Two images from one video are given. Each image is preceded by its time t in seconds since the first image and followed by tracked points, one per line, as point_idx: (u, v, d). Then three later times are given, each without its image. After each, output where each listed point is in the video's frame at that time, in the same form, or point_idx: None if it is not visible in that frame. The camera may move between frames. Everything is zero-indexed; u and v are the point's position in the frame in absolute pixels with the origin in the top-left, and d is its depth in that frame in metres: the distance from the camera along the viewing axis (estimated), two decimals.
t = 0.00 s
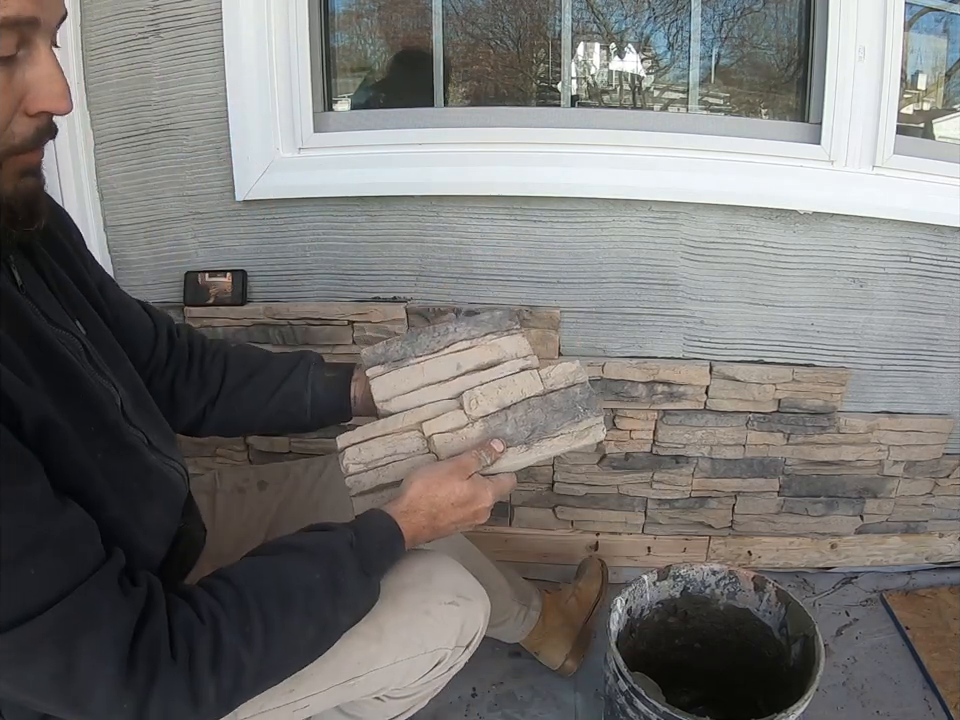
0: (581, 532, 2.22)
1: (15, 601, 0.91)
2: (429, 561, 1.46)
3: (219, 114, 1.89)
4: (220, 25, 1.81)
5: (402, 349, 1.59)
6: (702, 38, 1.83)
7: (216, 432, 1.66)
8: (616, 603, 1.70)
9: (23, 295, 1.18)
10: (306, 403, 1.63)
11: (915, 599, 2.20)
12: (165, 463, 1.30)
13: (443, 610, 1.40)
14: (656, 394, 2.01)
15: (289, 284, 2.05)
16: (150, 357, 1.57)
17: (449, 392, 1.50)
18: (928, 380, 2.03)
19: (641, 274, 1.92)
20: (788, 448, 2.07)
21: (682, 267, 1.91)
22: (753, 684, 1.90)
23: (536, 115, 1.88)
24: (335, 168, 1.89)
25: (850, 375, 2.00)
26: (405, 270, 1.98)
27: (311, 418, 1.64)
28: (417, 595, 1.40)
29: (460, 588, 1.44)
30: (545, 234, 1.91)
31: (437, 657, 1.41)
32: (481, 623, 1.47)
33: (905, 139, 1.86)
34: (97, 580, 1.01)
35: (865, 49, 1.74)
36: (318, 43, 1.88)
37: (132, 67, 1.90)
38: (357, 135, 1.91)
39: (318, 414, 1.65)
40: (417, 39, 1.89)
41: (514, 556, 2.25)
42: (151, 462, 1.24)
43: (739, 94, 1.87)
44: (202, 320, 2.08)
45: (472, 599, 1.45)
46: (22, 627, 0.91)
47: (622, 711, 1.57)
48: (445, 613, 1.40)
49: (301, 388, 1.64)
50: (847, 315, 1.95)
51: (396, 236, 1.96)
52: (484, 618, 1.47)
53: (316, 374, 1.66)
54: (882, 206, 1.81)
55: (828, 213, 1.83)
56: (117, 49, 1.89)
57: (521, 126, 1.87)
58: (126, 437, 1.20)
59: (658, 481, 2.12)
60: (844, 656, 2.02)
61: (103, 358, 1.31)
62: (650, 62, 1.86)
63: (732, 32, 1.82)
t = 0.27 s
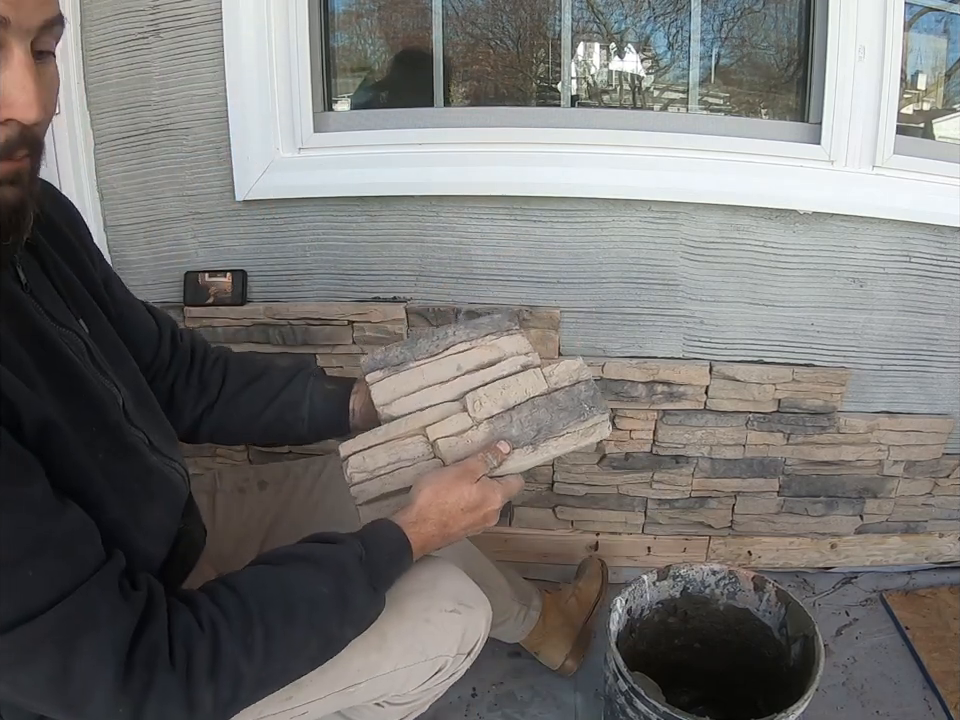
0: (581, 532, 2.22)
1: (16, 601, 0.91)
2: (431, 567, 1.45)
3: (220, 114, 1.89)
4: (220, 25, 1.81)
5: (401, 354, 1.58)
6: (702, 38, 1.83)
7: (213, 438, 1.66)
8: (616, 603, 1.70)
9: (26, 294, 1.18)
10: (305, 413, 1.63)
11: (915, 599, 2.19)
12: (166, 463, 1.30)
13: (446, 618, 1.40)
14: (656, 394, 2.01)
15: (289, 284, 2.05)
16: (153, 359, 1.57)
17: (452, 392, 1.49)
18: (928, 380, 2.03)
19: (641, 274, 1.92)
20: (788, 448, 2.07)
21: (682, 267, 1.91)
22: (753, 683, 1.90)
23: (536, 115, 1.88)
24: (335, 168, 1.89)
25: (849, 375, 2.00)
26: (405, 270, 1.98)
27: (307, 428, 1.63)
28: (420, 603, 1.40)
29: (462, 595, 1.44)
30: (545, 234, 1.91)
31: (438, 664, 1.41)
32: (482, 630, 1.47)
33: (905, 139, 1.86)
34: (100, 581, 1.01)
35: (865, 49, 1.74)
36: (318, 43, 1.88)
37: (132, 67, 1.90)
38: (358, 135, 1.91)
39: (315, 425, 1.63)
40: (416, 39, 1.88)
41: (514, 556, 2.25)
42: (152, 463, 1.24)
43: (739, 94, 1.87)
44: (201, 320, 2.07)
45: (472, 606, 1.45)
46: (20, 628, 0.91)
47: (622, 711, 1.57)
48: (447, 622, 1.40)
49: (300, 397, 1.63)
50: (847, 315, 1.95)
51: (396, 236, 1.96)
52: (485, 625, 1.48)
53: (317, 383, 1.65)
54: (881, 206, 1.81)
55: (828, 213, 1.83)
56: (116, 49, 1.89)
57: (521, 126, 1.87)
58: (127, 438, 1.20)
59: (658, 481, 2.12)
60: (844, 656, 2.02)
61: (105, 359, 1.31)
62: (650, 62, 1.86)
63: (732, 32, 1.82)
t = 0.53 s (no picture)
0: (581, 532, 2.22)
1: (40, 603, 0.88)
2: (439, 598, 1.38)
3: (220, 114, 1.89)
4: (220, 25, 1.81)
5: (401, 386, 1.66)
6: (702, 38, 1.83)
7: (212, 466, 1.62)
8: (616, 603, 1.70)
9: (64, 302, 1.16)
10: (312, 449, 1.60)
11: (915, 599, 2.19)
12: (184, 477, 1.30)
13: (449, 649, 1.31)
14: (656, 394, 2.01)
15: (289, 284, 2.05)
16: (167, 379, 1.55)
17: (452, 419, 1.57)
18: (928, 380, 2.03)
19: (641, 274, 1.92)
20: (788, 448, 2.07)
21: (682, 267, 1.91)
22: (753, 683, 1.89)
23: (536, 115, 1.88)
24: (335, 168, 1.89)
25: (849, 375, 2.00)
26: (405, 270, 1.98)
27: (312, 464, 1.60)
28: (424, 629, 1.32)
29: (469, 626, 1.36)
30: (545, 234, 1.91)
31: (440, 699, 1.31)
32: (490, 665, 1.38)
33: (905, 139, 1.86)
34: (124, 592, 0.97)
35: (865, 49, 1.74)
36: (318, 43, 1.88)
37: (132, 67, 1.90)
38: (358, 135, 1.91)
39: (320, 462, 1.61)
40: (416, 39, 1.88)
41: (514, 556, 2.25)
42: (172, 478, 1.24)
43: (739, 94, 1.87)
44: (202, 321, 2.06)
45: (477, 638, 1.36)
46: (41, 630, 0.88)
47: (622, 711, 1.58)
48: (451, 653, 1.32)
49: (309, 432, 1.61)
50: (847, 315, 1.95)
51: (396, 236, 1.96)
52: (492, 659, 1.38)
53: (326, 421, 1.64)
54: (880, 206, 1.81)
55: (828, 213, 1.83)
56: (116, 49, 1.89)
57: (520, 126, 1.87)
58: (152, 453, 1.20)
59: (658, 481, 2.12)
60: (844, 656, 2.02)
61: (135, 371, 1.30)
62: (650, 62, 1.86)
63: (732, 32, 1.82)
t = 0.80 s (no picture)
0: (581, 532, 2.22)
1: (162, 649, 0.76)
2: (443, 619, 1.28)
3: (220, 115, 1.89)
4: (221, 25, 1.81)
5: (416, 433, 1.63)
6: (702, 38, 1.83)
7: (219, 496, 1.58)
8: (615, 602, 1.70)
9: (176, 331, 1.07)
10: (322, 486, 1.56)
11: (915, 599, 2.19)
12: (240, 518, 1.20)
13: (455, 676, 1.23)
14: (656, 394, 2.01)
15: (289, 284, 2.05)
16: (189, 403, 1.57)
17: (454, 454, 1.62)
18: (928, 380, 2.03)
19: (642, 274, 1.92)
20: (788, 448, 2.07)
21: (682, 266, 1.91)
22: (756, 685, 1.86)
23: (536, 115, 1.89)
24: (335, 169, 1.90)
25: (849, 375, 2.00)
26: (405, 269, 1.98)
27: (321, 503, 1.55)
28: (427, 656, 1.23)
29: (475, 653, 1.27)
30: (544, 234, 1.91)
31: None
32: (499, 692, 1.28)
33: (905, 139, 1.86)
34: (218, 661, 0.79)
35: (864, 49, 1.74)
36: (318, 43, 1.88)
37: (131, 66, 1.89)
38: (358, 135, 1.91)
39: (329, 501, 1.56)
40: (416, 39, 1.88)
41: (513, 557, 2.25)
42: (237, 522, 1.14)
43: (739, 94, 1.87)
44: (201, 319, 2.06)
45: (486, 671, 1.26)
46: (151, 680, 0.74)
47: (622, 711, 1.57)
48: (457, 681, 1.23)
49: (320, 468, 1.58)
50: (847, 315, 1.95)
51: (396, 236, 1.96)
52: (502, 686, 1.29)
53: (338, 463, 1.61)
54: (879, 206, 1.81)
55: (829, 213, 1.83)
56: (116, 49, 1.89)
57: (520, 125, 1.87)
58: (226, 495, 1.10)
59: (658, 481, 2.12)
60: (844, 656, 2.02)
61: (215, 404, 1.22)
62: (650, 62, 1.86)
63: (732, 32, 1.82)
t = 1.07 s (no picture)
0: (581, 532, 2.21)
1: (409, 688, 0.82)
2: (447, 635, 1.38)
3: (217, 117, 1.88)
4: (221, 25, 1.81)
5: (406, 430, 1.83)
6: (702, 38, 1.84)
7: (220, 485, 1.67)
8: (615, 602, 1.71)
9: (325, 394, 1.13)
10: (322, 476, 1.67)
11: (914, 598, 2.19)
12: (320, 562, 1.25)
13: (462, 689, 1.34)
14: (656, 394, 2.01)
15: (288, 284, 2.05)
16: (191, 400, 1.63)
17: (446, 466, 1.74)
18: (928, 380, 2.03)
19: (641, 274, 1.93)
20: (788, 447, 2.07)
21: (682, 266, 1.91)
22: (751, 684, 1.89)
23: (535, 114, 1.89)
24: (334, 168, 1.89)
25: (849, 375, 2.00)
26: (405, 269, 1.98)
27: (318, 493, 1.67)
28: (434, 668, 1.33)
29: (482, 662, 1.37)
30: (543, 234, 1.91)
31: None
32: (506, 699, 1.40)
33: (905, 139, 1.86)
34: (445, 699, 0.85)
35: (864, 49, 1.74)
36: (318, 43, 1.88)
37: (132, 67, 1.90)
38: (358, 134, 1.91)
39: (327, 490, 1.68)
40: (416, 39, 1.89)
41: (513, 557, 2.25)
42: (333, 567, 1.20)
43: (739, 94, 1.87)
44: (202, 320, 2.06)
45: (495, 674, 1.38)
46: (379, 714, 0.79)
47: (622, 711, 1.58)
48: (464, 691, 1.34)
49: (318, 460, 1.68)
50: (848, 315, 1.95)
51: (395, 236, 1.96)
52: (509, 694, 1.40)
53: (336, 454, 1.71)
54: (879, 206, 1.81)
55: (828, 213, 1.83)
56: (116, 49, 1.89)
57: (520, 125, 1.88)
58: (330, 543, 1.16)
59: (658, 481, 2.12)
60: (844, 656, 2.02)
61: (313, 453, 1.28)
62: (650, 62, 1.87)
63: (732, 32, 1.83)
